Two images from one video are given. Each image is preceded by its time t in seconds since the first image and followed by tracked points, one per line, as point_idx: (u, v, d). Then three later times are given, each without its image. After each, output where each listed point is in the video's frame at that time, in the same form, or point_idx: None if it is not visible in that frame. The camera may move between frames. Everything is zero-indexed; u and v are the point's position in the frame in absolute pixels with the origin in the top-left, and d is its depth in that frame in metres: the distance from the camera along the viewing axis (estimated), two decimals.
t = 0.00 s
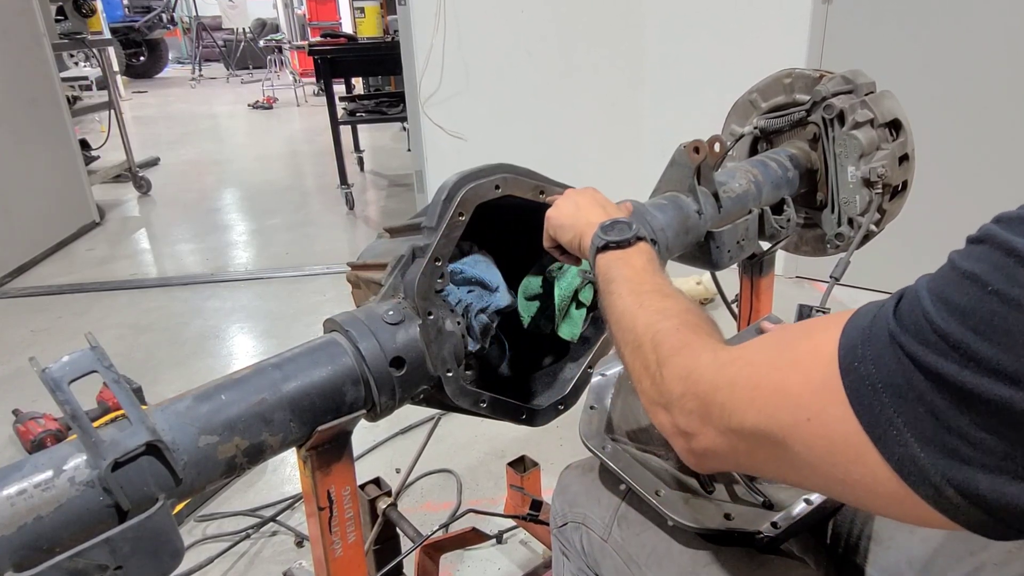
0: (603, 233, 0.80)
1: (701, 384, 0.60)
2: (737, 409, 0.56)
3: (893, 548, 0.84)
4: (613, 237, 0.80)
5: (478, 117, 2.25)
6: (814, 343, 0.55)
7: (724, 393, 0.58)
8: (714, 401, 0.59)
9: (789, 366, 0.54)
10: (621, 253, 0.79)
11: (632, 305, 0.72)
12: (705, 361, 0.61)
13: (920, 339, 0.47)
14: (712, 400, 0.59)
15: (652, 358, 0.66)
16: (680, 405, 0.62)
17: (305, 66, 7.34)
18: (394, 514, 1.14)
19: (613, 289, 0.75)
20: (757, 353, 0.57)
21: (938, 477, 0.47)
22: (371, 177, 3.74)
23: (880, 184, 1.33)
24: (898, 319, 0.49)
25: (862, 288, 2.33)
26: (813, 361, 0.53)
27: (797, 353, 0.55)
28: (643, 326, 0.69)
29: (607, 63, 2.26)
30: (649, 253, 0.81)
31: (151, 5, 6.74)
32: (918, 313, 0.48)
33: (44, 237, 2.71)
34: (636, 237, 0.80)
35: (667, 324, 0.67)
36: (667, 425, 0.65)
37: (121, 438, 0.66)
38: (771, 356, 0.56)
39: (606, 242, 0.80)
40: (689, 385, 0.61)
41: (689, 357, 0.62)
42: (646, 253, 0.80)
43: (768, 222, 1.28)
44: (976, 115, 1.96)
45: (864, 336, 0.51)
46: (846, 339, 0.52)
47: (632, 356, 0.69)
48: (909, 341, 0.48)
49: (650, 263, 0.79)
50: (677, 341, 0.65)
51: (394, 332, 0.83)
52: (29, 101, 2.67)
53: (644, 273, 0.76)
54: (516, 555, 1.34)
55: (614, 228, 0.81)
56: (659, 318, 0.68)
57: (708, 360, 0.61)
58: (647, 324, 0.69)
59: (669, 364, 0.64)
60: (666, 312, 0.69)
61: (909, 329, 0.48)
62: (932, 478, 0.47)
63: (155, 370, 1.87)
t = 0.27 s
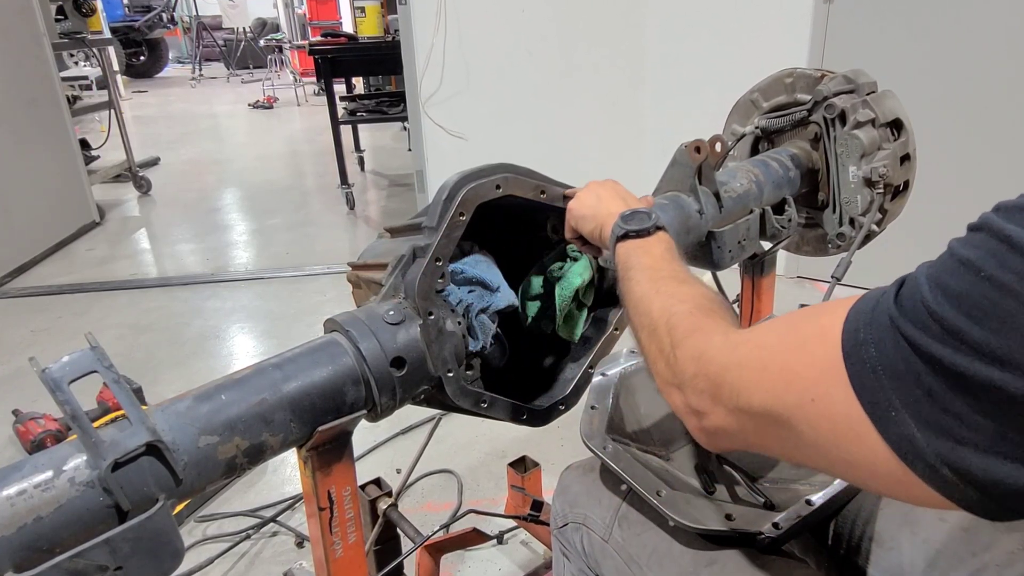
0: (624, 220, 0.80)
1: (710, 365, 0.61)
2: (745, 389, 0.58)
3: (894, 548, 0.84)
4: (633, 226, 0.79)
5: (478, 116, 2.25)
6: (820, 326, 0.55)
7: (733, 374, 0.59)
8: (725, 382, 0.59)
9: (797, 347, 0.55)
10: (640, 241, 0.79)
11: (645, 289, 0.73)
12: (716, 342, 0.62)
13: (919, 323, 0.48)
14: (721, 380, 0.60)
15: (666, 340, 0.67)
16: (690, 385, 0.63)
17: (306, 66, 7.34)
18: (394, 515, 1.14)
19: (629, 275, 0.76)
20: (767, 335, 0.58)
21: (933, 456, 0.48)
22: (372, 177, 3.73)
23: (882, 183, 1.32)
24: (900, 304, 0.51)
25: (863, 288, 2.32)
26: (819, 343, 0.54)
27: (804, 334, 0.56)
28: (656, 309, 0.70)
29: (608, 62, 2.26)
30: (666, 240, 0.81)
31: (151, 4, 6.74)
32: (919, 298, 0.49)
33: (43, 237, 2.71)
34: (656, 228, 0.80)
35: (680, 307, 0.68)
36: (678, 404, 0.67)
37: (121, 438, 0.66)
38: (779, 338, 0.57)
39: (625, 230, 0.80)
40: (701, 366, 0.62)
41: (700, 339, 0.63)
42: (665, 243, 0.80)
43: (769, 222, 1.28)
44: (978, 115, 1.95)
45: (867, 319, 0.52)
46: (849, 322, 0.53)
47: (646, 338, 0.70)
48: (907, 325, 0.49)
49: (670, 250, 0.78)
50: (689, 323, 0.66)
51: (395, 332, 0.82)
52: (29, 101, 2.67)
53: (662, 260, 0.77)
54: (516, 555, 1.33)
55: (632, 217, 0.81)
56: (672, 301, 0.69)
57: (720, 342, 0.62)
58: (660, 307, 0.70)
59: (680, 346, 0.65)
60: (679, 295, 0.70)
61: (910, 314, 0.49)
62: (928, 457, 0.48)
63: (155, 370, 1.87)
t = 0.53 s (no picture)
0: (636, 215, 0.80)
1: (713, 355, 0.61)
2: (750, 376, 0.57)
3: (896, 548, 0.83)
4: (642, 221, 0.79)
5: (479, 116, 2.25)
6: (820, 315, 0.56)
7: (736, 363, 0.59)
8: (729, 369, 0.59)
9: (796, 336, 0.55)
10: (650, 236, 0.79)
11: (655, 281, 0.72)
12: (721, 330, 0.62)
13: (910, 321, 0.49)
14: (723, 371, 0.60)
15: (674, 330, 0.67)
16: (695, 376, 0.63)
17: (306, 66, 7.33)
18: (395, 515, 1.14)
19: (639, 267, 0.76)
20: (769, 327, 0.58)
21: (923, 447, 0.48)
22: (373, 177, 3.73)
23: (883, 183, 1.32)
24: (894, 298, 0.51)
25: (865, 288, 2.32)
26: (817, 331, 0.54)
27: (805, 324, 0.56)
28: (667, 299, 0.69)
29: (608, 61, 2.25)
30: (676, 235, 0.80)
31: (151, 4, 6.74)
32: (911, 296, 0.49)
33: (43, 237, 2.71)
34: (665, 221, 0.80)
35: (687, 295, 0.68)
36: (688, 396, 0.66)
37: (121, 438, 0.65)
38: (783, 327, 0.57)
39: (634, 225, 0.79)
40: (706, 354, 0.62)
41: (705, 329, 0.63)
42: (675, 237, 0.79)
43: (769, 222, 1.27)
44: (979, 114, 1.95)
45: (864, 309, 0.52)
46: (849, 309, 0.54)
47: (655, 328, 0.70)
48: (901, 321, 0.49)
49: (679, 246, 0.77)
50: (696, 313, 0.65)
51: (395, 332, 0.82)
52: (29, 101, 2.67)
53: (673, 253, 0.76)
54: (517, 556, 1.33)
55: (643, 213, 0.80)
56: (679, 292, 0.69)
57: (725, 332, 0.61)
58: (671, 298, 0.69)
59: (685, 337, 0.65)
60: (689, 285, 0.70)
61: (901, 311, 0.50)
62: (919, 449, 0.48)
63: (155, 370, 1.87)
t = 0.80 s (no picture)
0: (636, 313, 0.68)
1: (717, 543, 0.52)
2: None
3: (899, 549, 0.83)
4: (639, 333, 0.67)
5: (480, 116, 2.24)
6: (840, 491, 0.47)
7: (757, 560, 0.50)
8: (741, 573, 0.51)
9: (822, 528, 0.47)
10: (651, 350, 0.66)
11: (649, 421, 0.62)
12: (737, 518, 0.53)
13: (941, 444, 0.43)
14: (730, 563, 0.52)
15: (674, 496, 0.57)
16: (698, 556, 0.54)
17: (306, 65, 7.34)
18: (396, 516, 1.13)
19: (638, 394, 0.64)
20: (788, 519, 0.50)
21: None
22: (373, 177, 3.73)
23: (885, 183, 1.31)
24: (931, 445, 0.43)
25: (867, 288, 2.32)
26: (838, 516, 0.46)
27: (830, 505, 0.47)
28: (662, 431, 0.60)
29: (609, 61, 2.25)
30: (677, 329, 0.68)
31: (151, 3, 6.74)
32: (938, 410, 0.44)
33: (43, 237, 2.71)
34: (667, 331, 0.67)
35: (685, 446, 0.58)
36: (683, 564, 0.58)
37: (121, 438, 0.65)
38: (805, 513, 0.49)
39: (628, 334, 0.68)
40: (713, 552, 0.53)
41: (713, 509, 0.54)
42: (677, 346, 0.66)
43: (771, 221, 1.27)
44: (981, 114, 1.95)
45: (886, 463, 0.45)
46: (878, 485, 0.45)
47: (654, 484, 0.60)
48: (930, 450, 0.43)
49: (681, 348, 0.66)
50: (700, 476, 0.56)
51: (396, 332, 0.82)
52: (29, 101, 2.67)
53: (673, 373, 0.64)
54: (518, 556, 1.33)
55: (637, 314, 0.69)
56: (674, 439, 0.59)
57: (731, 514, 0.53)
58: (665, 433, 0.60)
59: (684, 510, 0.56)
60: (687, 417, 0.60)
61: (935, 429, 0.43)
62: None
63: (155, 370, 1.87)
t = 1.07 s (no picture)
0: (790, 489, 0.77)
1: None
2: None
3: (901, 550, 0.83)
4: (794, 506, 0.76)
5: (481, 116, 2.24)
6: None
7: None
8: None
9: None
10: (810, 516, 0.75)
11: None
12: None
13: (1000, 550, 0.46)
14: None
15: None
16: None
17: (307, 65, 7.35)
18: (396, 516, 1.13)
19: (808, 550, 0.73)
20: None
21: None
22: (374, 176, 3.73)
23: (886, 182, 1.31)
24: None
25: (868, 288, 2.32)
26: None
27: None
28: None
29: (610, 61, 2.25)
30: (839, 510, 0.75)
31: (151, 3, 6.74)
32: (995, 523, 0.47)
33: (43, 237, 2.71)
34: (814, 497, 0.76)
35: None
36: None
37: (121, 439, 0.65)
38: None
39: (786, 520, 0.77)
40: None
41: None
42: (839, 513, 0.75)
43: (772, 221, 1.26)
44: (984, 114, 1.94)
45: None
46: None
47: None
48: None
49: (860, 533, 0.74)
50: None
51: (397, 332, 0.82)
52: (29, 100, 2.67)
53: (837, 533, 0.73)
54: (519, 557, 1.33)
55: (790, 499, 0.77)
56: None
57: None
58: None
59: None
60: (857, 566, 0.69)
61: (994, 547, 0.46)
62: None
63: (155, 371, 1.87)
